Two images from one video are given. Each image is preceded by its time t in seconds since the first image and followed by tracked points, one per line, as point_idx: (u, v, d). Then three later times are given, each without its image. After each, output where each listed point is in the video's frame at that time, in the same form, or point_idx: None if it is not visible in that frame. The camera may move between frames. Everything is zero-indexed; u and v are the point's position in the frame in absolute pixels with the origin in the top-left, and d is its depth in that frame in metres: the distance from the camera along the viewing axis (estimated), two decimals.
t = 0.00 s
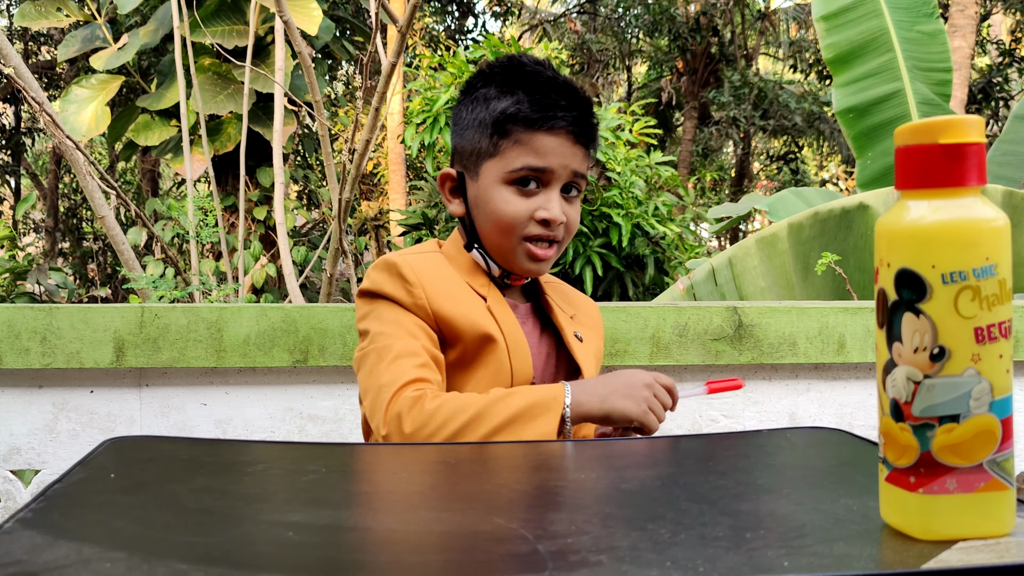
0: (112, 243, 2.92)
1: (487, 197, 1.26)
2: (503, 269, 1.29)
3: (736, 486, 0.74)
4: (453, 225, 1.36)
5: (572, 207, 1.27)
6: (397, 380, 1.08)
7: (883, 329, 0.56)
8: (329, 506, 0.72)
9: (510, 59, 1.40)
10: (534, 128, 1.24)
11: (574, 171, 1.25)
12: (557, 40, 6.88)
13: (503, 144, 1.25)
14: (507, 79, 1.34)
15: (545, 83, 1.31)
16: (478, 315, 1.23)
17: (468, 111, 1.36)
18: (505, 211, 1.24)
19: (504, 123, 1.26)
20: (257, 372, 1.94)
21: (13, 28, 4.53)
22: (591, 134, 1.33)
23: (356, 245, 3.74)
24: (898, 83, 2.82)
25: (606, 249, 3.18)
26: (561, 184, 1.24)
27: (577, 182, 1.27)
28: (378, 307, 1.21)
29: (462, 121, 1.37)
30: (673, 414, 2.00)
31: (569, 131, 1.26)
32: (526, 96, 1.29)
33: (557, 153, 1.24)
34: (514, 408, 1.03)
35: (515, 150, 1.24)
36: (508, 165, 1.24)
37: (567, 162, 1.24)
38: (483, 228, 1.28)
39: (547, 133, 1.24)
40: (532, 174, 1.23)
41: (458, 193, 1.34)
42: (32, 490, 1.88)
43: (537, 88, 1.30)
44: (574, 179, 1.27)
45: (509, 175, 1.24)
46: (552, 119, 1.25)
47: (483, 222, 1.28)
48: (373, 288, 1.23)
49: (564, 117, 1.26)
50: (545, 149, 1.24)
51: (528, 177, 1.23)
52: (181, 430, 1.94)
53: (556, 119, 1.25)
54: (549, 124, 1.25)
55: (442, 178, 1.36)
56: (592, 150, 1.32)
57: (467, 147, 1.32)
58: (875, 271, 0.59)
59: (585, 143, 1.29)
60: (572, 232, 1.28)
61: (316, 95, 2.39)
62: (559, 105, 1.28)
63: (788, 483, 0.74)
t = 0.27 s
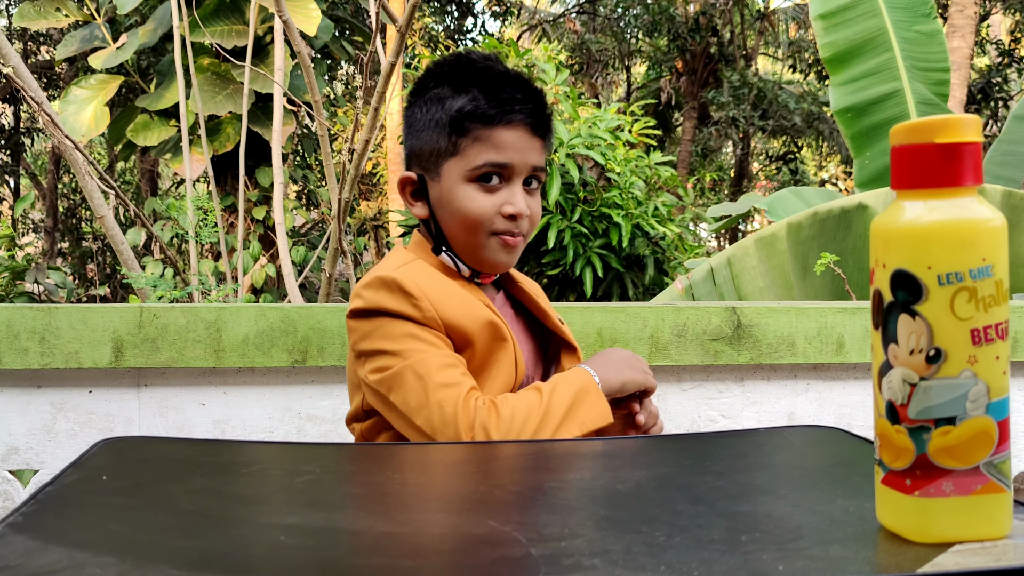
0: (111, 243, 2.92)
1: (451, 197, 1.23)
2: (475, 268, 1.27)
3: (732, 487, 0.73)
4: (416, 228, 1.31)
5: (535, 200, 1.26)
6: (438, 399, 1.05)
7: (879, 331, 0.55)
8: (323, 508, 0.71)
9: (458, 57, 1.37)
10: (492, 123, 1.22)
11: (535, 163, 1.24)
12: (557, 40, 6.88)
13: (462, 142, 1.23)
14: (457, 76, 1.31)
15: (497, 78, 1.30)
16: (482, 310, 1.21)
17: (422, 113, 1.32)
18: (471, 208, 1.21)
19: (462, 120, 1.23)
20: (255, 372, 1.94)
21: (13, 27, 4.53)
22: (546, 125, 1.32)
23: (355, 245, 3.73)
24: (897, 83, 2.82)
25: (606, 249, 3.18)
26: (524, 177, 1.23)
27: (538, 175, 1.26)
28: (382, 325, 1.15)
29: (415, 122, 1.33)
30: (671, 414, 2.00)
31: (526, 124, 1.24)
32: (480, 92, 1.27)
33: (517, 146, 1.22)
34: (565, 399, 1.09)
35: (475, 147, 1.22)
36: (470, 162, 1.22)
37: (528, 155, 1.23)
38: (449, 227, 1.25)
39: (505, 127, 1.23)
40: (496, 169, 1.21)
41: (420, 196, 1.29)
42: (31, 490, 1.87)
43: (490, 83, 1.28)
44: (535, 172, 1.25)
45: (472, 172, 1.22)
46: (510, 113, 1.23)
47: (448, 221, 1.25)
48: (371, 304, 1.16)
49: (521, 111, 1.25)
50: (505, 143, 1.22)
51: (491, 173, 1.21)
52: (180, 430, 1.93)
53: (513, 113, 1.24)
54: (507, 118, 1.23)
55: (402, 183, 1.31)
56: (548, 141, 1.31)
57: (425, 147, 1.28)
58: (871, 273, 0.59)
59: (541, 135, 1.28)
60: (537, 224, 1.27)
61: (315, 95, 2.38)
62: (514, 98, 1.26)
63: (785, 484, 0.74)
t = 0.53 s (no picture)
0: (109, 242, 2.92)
1: (408, 202, 1.23)
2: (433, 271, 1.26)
3: (731, 486, 0.73)
4: (376, 233, 1.31)
5: (496, 206, 1.25)
6: (430, 374, 1.03)
7: (879, 329, 0.55)
8: (323, 506, 0.71)
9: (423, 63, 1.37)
10: (449, 131, 1.22)
11: (494, 170, 1.22)
12: (555, 40, 6.88)
13: (419, 148, 1.22)
14: (418, 82, 1.31)
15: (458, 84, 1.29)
16: (452, 300, 1.20)
17: (383, 119, 1.32)
18: (427, 215, 1.21)
19: (419, 127, 1.23)
20: (252, 372, 1.94)
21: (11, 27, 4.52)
22: (509, 131, 1.31)
23: (354, 245, 3.73)
24: (894, 83, 2.82)
25: (604, 250, 3.18)
26: (482, 184, 1.22)
27: (499, 181, 1.25)
28: (359, 322, 1.10)
29: (377, 128, 1.33)
30: (669, 414, 2.00)
31: (485, 130, 1.23)
32: (439, 99, 1.26)
33: (475, 153, 1.21)
34: (543, 362, 1.09)
35: (433, 153, 1.21)
36: (427, 169, 1.21)
37: (485, 161, 1.22)
38: (406, 232, 1.25)
39: (462, 134, 1.22)
40: (452, 176, 1.20)
41: (380, 201, 1.30)
42: (28, 490, 1.87)
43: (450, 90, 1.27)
44: (495, 179, 1.24)
45: (428, 178, 1.21)
46: (467, 120, 1.22)
47: (405, 227, 1.25)
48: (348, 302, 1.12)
49: (479, 117, 1.24)
50: (463, 151, 1.21)
51: (448, 180, 1.21)
52: (177, 430, 1.93)
53: (471, 119, 1.22)
54: (465, 124, 1.22)
55: (363, 187, 1.32)
56: (512, 147, 1.30)
57: (386, 153, 1.28)
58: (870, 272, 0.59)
59: (502, 141, 1.27)
60: (498, 230, 1.26)
61: (315, 95, 2.37)
62: (473, 105, 1.25)
63: (784, 483, 0.74)
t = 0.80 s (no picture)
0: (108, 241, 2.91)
1: (384, 214, 1.27)
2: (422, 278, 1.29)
3: (729, 484, 0.73)
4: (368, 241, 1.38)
5: (470, 207, 1.26)
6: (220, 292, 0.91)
7: (878, 328, 0.56)
8: (322, 504, 0.71)
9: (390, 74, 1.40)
10: (407, 141, 1.24)
11: (458, 173, 1.24)
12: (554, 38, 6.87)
13: (385, 162, 1.26)
14: (384, 94, 1.35)
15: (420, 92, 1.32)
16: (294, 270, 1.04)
17: (360, 133, 1.37)
18: (399, 224, 1.24)
19: (383, 141, 1.26)
20: (250, 371, 1.93)
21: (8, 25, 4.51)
22: (476, 129, 1.32)
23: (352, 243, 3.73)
24: (891, 81, 2.82)
25: (601, 249, 3.18)
26: (449, 188, 1.24)
27: (470, 182, 1.26)
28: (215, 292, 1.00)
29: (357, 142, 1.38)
30: (667, 412, 2.01)
31: (447, 136, 1.25)
32: (398, 109, 1.29)
33: (436, 159, 1.23)
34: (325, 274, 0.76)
35: (397, 165, 1.24)
36: (394, 180, 1.24)
37: (448, 166, 1.24)
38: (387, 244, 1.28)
39: (422, 143, 1.24)
40: (416, 185, 1.23)
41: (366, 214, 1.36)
42: (26, 488, 1.87)
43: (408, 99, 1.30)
44: (464, 180, 1.26)
45: (395, 190, 1.24)
46: (423, 128, 1.24)
47: (386, 237, 1.29)
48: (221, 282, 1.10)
49: (437, 122, 1.26)
50: (422, 159, 1.23)
51: (413, 189, 1.23)
52: (175, 429, 1.93)
53: (429, 126, 1.25)
54: (424, 132, 1.24)
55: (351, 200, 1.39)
56: (481, 144, 1.31)
57: (364, 167, 1.33)
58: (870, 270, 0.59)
59: (469, 141, 1.28)
60: (477, 230, 1.28)
61: (313, 93, 2.37)
62: (427, 111, 1.27)
63: (782, 481, 0.74)
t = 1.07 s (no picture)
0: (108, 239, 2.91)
1: (396, 203, 1.29)
2: (428, 268, 1.31)
3: (729, 482, 0.73)
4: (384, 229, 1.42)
5: (481, 203, 1.27)
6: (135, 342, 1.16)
7: (878, 327, 0.56)
8: (322, 502, 0.71)
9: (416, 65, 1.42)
10: (422, 131, 1.26)
11: (471, 167, 1.25)
12: (553, 37, 6.88)
13: (400, 151, 1.28)
14: (406, 84, 1.37)
15: (439, 82, 1.32)
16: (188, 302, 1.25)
17: (382, 123, 1.40)
18: (409, 215, 1.26)
19: (399, 131, 1.29)
20: (250, 369, 1.93)
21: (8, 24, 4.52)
22: (495, 125, 1.32)
23: (352, 242, 3.74)
24: (891, 80, 2.82)
25: (599, 249, 3.19)
26: (461, 182, 1.25)
27: (483, 178, 1.27)
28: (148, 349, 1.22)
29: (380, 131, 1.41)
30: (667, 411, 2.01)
31: (461, 129, 1.26)
32: (415, 99, 1.31)
33: (449, 151, 1.25)
34: None
35: (410, 155, 1.26)
36: (406, 171, 1.27)
37: (460, 160, 1.25)
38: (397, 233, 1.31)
39: (435, 134, 1.25)
40: (428, 177, 1.25)
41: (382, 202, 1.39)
42: (26, 487, 1.87)
43: (426, 89, 1.32)
44: (477, 175, 1.27)
45: (408, 180, 1.27)
46: (438, 119, 1.26)
47: (397, 226, 1.32)
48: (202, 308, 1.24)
49: (452, 114, 1.26)
50: (436, 151, 1.25)
51: (425, 181, 1.25)
52: (175, 427, 1.93)
53: (443, 117, 1.26)
54: (439, 123, 1.26)
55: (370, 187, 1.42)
56: (499, 140, 1.31)
57: (382, 157, 1.36)
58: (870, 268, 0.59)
59: (486, 135, 1.28)
60: (488, 227, 1.28)
61: (313, 91, 2.37)
62: (445, 103, 1.28)
63: (783, 479, 0.74)
